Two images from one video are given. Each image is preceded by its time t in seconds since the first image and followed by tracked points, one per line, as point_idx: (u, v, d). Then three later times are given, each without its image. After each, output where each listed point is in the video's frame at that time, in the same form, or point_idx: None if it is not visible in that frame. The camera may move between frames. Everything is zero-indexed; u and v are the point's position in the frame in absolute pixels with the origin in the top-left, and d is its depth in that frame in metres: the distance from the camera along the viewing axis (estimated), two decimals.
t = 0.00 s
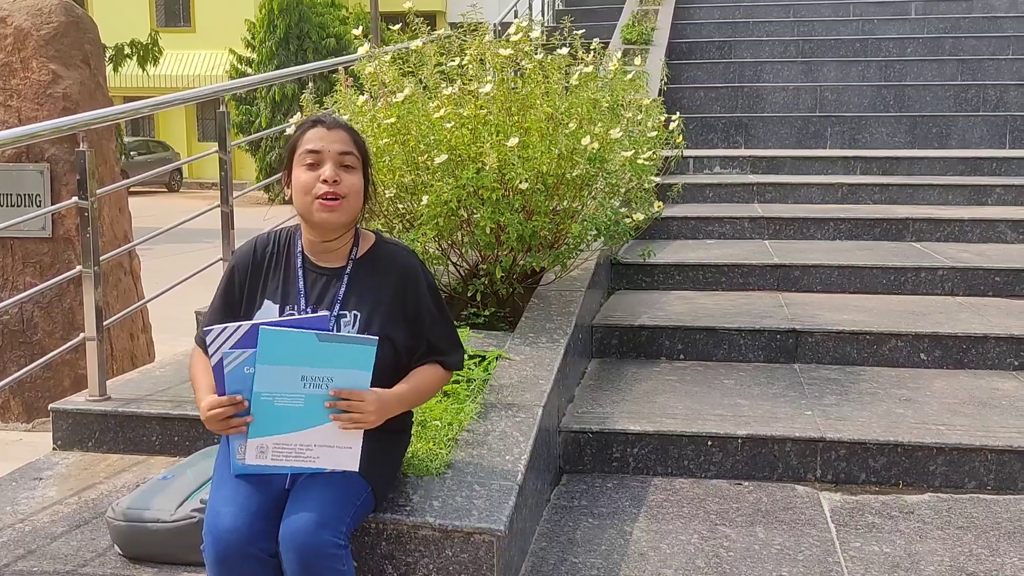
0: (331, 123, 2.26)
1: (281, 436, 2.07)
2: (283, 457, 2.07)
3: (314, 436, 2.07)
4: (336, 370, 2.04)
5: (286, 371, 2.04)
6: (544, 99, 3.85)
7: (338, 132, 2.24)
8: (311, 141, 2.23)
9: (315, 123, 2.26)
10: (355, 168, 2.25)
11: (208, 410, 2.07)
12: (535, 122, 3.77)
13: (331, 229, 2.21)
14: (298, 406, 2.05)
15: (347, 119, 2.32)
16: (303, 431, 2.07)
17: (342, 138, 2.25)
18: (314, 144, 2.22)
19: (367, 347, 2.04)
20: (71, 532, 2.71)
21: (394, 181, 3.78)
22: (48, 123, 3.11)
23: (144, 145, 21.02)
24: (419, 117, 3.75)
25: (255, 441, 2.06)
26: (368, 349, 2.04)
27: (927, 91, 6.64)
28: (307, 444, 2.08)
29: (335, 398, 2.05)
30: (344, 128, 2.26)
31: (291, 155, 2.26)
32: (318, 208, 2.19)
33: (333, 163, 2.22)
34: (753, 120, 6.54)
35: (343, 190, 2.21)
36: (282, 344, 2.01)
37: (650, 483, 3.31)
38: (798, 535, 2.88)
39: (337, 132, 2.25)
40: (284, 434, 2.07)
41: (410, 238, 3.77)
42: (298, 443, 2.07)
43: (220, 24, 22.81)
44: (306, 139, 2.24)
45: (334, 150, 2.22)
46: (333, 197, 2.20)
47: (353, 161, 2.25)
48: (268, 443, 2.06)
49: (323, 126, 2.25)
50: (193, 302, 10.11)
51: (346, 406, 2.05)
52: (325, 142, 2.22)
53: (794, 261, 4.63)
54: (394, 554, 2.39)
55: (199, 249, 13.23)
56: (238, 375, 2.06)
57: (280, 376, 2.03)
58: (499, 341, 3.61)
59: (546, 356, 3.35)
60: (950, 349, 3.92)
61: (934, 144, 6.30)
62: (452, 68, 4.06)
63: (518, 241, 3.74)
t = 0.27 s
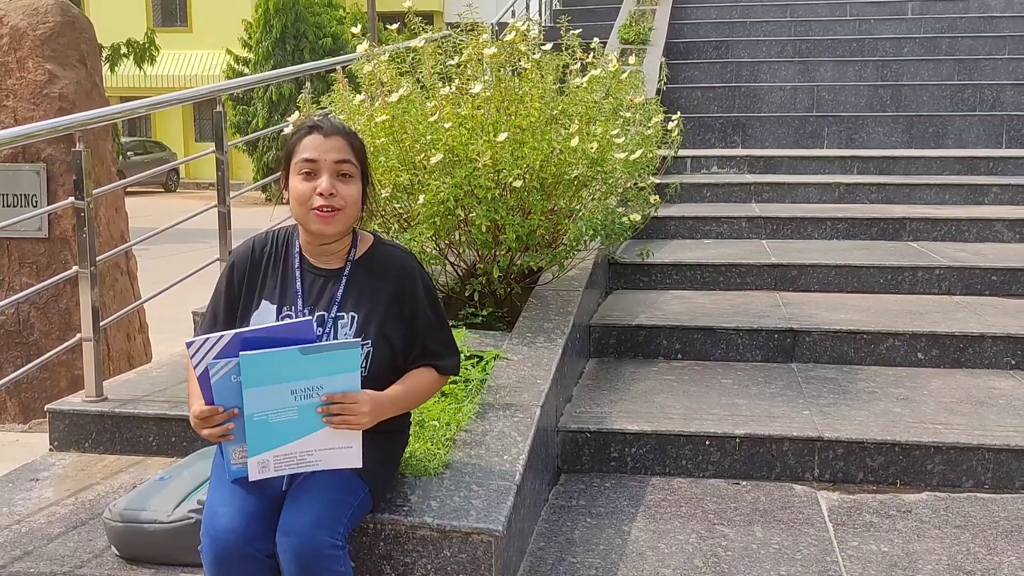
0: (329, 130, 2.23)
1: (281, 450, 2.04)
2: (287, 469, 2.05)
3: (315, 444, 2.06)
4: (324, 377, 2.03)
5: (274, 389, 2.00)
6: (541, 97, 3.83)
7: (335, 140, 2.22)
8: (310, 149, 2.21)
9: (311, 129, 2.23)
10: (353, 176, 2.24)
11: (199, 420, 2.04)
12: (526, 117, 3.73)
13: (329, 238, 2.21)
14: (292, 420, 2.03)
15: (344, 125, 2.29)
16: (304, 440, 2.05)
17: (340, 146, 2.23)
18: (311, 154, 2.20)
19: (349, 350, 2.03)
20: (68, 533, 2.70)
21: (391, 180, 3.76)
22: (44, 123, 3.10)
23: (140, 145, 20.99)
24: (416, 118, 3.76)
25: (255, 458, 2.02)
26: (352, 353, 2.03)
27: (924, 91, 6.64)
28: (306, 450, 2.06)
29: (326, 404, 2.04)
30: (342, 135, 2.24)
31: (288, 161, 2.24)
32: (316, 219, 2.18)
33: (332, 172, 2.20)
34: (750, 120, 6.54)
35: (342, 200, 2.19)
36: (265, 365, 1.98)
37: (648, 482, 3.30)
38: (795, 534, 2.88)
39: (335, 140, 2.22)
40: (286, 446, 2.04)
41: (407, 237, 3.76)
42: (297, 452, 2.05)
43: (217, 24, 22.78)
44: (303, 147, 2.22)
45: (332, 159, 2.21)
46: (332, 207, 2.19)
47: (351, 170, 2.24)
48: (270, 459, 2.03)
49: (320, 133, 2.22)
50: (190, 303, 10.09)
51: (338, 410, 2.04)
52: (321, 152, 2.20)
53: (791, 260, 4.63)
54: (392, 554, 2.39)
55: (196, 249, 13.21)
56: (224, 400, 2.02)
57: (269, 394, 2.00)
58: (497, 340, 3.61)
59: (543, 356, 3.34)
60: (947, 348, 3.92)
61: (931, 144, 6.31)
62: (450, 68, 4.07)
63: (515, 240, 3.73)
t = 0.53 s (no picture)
0: (328, 159, 2.14)
1: (280, 450, 2.04)
2: (287, 468, 2.06)
3: (313, 443, 2.06)
4: (320, 376, 2.02)
5: (270, 392, 2.00)
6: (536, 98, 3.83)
7: (334, 172, 2.14)
8: (307, 179, 2.14)
9: (309, 158, 2.14)
10: (352, 206, 2.18)
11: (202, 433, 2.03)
12: (518, 120, 3.73)
13: (327, 263, 2.21)
14: (290, 419, 2.03)
15: (346, 145, 2.18)
16: (302, 440, 2.05)
17: (339, 176, 2.15)
18: (309, 185, 2.14)
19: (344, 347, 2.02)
20: (67, 535, 2.70)
21: (388, 181, 3.77)
22: (42, 124, 3.09)
23: (138, 146, 20.98)
24: (413, 118, 3.76)
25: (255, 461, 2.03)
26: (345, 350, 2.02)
27: (921, 91, 6.65)
28: (304, 451, 2.06)
29: (322, 402, 2.03)
30: (342, 164, 2.15)
31: (285, 185, 2.17)
32: (314, 250, 2.17)
33: (330, 205, 2.15)
34: (747, 120, 6.55)
35: (339, 234, 2.16)
36: (262, 368, 1.97)
37: (647, 482, 3.31)
38: (794, 534, 2.88)
39: (333, 171, 2.15)
40: (284, 446, 2.05)
41: (405, 238, 3.77)
42: (297, 452, 2.06)
43: (214, 25, 22.76)
44: (300, 175, 2.14)
45: (331, 193, 2.14)
46: (329, 241, 2.16)
47: (350, 200, 2.18)
48: (270, 459, 2.04)
49: (319, 163, 2.14)
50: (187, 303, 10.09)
51: (333, 410, 2.03)
52: (319, 185, 2.13)
53: (790, 260, 4.63)
54: (392, 554, 2.39)
55: (193, 250, 13.20)
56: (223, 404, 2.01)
57: (266, 397, 1.99)
58: (495, 341, 3.61)
59: (542, 356, 3.35)
60: (945, 348, 3.92)
61: (928, 143, 6.32)
62: (447, 67, 4.08)
63: (513, 241, 3.74)
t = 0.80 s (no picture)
0: (328, 158, 2.15)
1: (277, 453, 2.05)
2: (284, 471, 2.07)
3: (310, 447, 2.07)
4: (316, 383, 2.02)
5: (267, 401, 1.99)
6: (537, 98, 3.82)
7: (334, 171, 2.15)
8: (307, 179, 2.14)
9: (309, 157, 2.14)
10: (352, 206, 2.18)
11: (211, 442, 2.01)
12: (528, 122, 3.73)
13: (327, 265, 2.20)
14: (286, 425, 2.02)
15: (346, 146, 2.19)
16: (298, 444, 2.05)
17: (339, 176, 2.16)
18: (309, 184, 2.14)
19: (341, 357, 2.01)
20: (67, 535, 2.70)
21: (388, 183, 3.78)
22: (42, 126, 3.09)
23: (137, 147, 20.98)
24: (413, 119, 3.75)
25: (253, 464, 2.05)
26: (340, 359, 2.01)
27: (920, 92, 6.66)
28: (302, 455, 2.07)
29: (319, 409, 2.03)
30: (342, 164, 2.16)
31: (286, 185, 2.18)
32: (314, 250, 2.16)
33: (330, 205, 2.15)
34: (746, 121, 6.55)
35: (339, 235, 2.16)
36: (259, 380, 1.96)
37: (647, 483, 3.31)
38: (794, 534, 2.89)
39: (333, 171, 2.15)
40: (281, 450, 2.05)
41: (405, 239, 3.77)
42: (294, 456, 2.06)
43: (213, 26, 22.76)
44: (300, 175, 2.15)
45: (331, 193, 2.15)
46: (329, 241, 2.15)
47: (350, 200, 2.18)
48: (267, 463, 2.05)
49: (319, 162, 2.14)
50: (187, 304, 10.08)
51: (330, 416, 2.03)
52: (319, 184, 2.14)
53: (789, 260, 4.64)
54: (392, 554, 2.39)
55: (193, 251, 13.20)
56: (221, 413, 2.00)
57: (263, 407, 1.98)
58: (494, 341, 3.62)
59: (542, 357, 3.35)
60: (945, 348, 3.93)
61: (927, 144, 6.33)
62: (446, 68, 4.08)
63: (514, 242, 3.74)
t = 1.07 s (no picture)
0: (333, 155, 2.16)
1: (276, 453, 2.06)
2: (284, 472, 2.07)
3: (309, 447, 2.07)
4: (314, 380, 2.03)
5: (263, 396, 2.01)
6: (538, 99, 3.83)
7: (341, 167, 2.16)
8: (314, 176, 2.14)
9: (316, 154, 2.15)
10: (358, 202, 2.19)
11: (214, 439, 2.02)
12: (530, 121, 3.76)
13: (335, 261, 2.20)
14: (284, 423, 2.03)
15: (349, 143, 2.21)
16: (297, 444, 2.06)
17: (345, 172, 2.16)
18: (316, 181, 2.15)
19: (336, 353, 2.02)
20: (69, 535, 2.71)
21: (389, 183, 3.77)
22: (43, 127, 3.10)
23: (137, 148, 20.99)
24: (415, 120, 3.77)
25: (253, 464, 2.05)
26: (335, 355, 2.02)
27: (920, 93, 6.66)
28: (301, 455, 2.07)
29: (316, 406, 2.04)
30: (347, 161, 2.17)
31: (291, 183, 2.18)
32: (321, 246, 2.16)
33: (337, 201, 2.16)
34: (746, 121, 6.56)
35: (347, 231, 2.16)
36: (254, 373, 1.98)
37: (647, 483, 3.32)
38: (795, 534, 2.89)
39: (340, 167, 2.16)
40: (280, 450, 2.06)
41: (406, 240, 3.77)
42: (293, 456, 2.07)
43: (213, 27, 22.77)
44: (306, 172, 2.15)
45: (338, 189, 2.15)
46: (337, 237, 2.16)
47: (356, 196, 2.19)
48: (266, 463, 2.06)
49: (325, 159, 2.15)
50: (187, 305, 10.09)
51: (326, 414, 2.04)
52: (326, 180, 2.14)
53: (789, 261, 4.65)
54: (393, 554, 2.40)
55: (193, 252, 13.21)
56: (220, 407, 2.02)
57: (259, 401, 2.00)
58: (495, 342, 3.62)
59: (543, 357, 3.36)
60: (945, 349, 3.93)
61: (927, 145, 6.34)
62: (447, 69, 4.09)
63: (515, 242, 3.74)
